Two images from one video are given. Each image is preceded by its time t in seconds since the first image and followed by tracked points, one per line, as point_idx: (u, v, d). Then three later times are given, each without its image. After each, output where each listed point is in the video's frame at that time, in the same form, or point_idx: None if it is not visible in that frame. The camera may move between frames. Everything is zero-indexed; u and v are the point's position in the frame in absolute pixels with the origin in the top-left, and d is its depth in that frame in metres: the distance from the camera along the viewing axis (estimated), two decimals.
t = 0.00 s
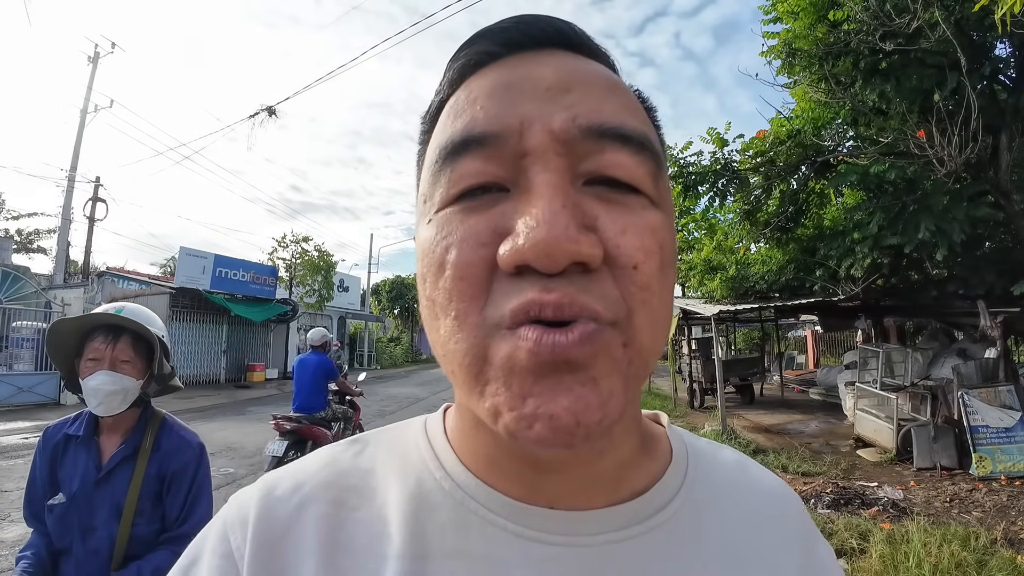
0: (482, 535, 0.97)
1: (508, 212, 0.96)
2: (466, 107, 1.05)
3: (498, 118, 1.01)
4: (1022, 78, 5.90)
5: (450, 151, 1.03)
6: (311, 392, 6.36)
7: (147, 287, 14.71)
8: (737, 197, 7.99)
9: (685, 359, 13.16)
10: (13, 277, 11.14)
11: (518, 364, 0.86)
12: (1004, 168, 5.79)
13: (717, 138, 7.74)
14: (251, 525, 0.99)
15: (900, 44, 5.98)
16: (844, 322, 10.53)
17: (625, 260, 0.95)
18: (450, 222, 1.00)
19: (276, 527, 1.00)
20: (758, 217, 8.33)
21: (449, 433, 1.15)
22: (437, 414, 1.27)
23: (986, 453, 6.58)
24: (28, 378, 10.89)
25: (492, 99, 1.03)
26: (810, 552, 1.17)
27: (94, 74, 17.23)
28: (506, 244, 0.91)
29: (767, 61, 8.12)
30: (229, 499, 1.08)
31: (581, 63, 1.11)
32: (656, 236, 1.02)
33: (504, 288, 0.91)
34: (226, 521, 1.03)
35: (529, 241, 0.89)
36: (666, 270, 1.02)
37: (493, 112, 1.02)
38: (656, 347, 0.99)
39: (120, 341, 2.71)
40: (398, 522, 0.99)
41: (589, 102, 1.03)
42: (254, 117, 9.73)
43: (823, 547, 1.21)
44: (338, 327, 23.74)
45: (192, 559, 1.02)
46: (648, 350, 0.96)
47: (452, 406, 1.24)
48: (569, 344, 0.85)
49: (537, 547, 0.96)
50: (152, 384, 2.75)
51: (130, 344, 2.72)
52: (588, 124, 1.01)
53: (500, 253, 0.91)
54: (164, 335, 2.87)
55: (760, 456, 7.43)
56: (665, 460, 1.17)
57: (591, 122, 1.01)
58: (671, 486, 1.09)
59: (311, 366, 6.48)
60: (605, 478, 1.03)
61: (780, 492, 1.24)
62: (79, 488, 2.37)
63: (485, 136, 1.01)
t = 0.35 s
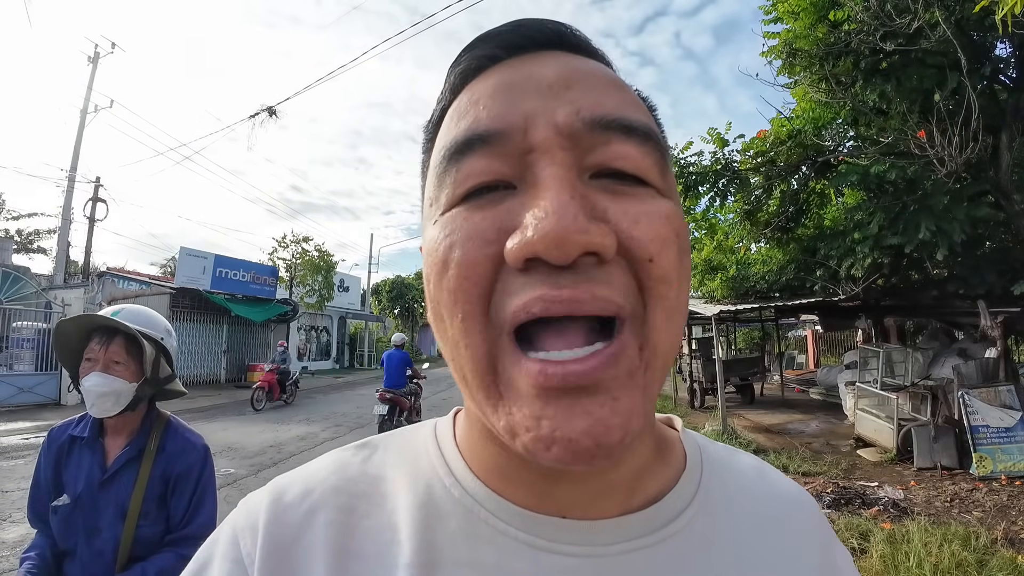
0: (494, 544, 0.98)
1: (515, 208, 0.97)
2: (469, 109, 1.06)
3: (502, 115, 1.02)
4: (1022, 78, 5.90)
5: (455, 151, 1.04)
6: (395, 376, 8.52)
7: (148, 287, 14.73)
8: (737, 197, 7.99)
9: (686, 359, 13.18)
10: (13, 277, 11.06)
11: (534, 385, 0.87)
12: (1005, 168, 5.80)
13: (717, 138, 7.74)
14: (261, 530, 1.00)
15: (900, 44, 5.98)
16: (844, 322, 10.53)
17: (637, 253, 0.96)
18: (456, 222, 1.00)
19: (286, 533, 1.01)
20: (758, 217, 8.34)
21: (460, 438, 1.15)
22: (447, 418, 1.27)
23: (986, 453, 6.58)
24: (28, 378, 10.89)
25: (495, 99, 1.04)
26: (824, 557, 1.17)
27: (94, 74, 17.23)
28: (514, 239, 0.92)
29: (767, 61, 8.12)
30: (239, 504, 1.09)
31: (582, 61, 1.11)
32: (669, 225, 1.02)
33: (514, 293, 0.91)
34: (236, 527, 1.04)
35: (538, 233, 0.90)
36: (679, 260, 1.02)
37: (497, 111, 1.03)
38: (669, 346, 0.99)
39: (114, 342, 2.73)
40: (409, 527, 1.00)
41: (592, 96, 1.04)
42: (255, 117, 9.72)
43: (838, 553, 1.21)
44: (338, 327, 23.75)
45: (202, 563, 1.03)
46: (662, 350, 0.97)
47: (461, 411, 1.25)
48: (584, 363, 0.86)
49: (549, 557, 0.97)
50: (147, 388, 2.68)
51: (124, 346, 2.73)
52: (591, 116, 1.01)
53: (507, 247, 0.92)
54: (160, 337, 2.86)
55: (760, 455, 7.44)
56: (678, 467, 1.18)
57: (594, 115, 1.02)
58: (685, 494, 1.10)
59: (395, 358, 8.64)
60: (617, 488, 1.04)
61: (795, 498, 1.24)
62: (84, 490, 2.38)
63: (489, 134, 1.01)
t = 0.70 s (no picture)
0: (492, 545, 0.98)
1: (513, 210, 0.97)
2: (468, 110, 1.06)
3: (502, 116, 1.02)
4: (1021, 78, 5.91)
5: (454, 153, 1.04)
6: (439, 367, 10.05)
7: (148, 286, 14.73)
8: (737, 197, 7.98)
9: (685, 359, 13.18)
10: (13, 277, 11.17)
11: (526, 369, 0.87)
12: (1004, 168, 5.81)
13: (717, 138, 7.73)
14: (259, 532, 1.00)
15: (900, 44, 5.98)
16: (844, 322, 10.54)
17: (639, 253, 0.96)
18: (454, 223, 1.00)
19: (284, 535, 1.01)
20: (758, 217, 8.35)
21: (458, 439, 1.15)
22: (446, 419, 1.27)
23: (986, 453, 6.58)
24: (28, 378, 10.89)
25: (495, 99, 1.04)
26: (825, 561, 1.17)
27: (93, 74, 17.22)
28: (512, 239, 0.92)
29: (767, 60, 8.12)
30: (236, 506, 1.08)
31: (583, 62, 1.11)
32: (670, 225, 1.02)
33: (511, 293, 0.91)
34: (234, 528, 1.04)
35: (535, 235, 0.89)
36: (681, 261, 1.02)
37: (497, 111, 1.02)
38: (670, 347, 0.99)
39: (108, 343, 2.72)
40: (407, 528, 1.00)
41: (592, 97, 1.04)
42: (254, 117, 9.72)
43: (839, 558, 1.21)
44: (337, 327, 23.74)
45: (200, 565, 1.02)
46: (662, 351, 0.97)
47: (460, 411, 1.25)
48: (578, 351, 0.86)
49: (547, 557, 0.97)
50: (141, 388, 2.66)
51: (118, 346, 2.72)
52: (593, 118, 1.01)
53: (504, 248, 0.92)
54: (154, 337, 2.82)
55: (759, 455, 7.44)
56: (677, 469, 1.18)
57: (595, 117, 1.01)
58: (685, 496, 1.10)
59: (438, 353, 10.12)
60: (614, 488, 1.04)
61: (796, 502, 1.24)
62: (85, 489, 2.37)
63: (489, 136, 1.01)
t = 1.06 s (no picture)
0: (490, 546, 0.97)
1: (517, 207, 0.96)
2: (474, 104, 1.05)
3: (508, 112, 1.01)
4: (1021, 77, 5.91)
5: (459, 149, 1.03)
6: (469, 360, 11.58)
7: (146, 286, 14.71)
8: (737, 196, 7.96)
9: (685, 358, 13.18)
10: (12, 277, 11.78)
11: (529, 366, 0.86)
12: (1004, 167, 5.81)
13: (716, 137, 7.73)
14: (256, 530, 0.99)
15: (899, 43, 5.97)
16: (844, 321, 10.54)
17: (644, 253, 0.95)
18: (456, 220, 0.99)
19: (281, 532, 1.00)
20: (758, 216, 8.35)
21: (458, 439, 1.15)
22: (446, 417, 1.27)
23: (986, 452, 6.58)
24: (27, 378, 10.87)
25: (501, 94, 1.03)
26: (828, 567, 1.16)
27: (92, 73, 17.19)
28: (516, 237, 0.91)
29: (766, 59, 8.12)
30: (233, 504, 1.07)
31: (591, 58, 1.10)
32: (676, 225, 1.01)
33: (514, 291, 0.90)
34: (231, 526, 1.03)
35: (540, 233, 0.88)
36: (686, 261, 1.02)
37: (502, 107, 1.01)
38: (673, 348, 0.98)
39: (102, 343, 2.72)
40: (406, 528, 0.99)
41: (600, 94, 1.03)
42: (252, 116, 9.70)
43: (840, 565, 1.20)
44: (336, 326, 23.72)
45: (196, 563, 1.01)
46: (666, 352, 0.96)
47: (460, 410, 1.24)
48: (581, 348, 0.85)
49: (544, 558, 0.96)
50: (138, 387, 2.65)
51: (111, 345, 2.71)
52: (600, 115, 1.00)
53: (508, 246, 0.91)
54: (150, 335, 2.80)
55: (759, 454, 7.44)
56: (679, 471, 1.17)
57: (602, 114, 1.01)
58: (686, 499, 1.09)
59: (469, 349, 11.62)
60: (615, 490, 1.03)
61: (798, 507, 1.23)
62: (84, 490, 2.36)
63: (494, 131, 1.00)
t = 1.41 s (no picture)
0: (491, 545, 0.96)
1: (511, 207, 0.95)
2: (460, 101, 1.04)
3: (496, 108, 1.00)
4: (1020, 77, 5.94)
5: (447, 148, 1.02)
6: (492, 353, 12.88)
7: (145, 286, 14.67)
8: (737, 195, 7.93)
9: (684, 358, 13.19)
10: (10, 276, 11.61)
11: (530, 376, 0.85)
12: (1003, 166, 5.86)
13: (715, 136, 7.71)
14: (258, 528, 0.98)
15: (899, 42, 5.95)
16: (842, 320, 10.55)
17: (648, 249, 0.94)
18: (448, 222, 0.99)
19: (282, 528, 0.99)
20: (757, 216, 8.35)
21: (458, 435, 1.14)
22: (446, 413, 1.26)
23: (985, 451, 6.58)
24: (25, 378, 10.84)
25: (487, 90, 1.02)
26: (833, 562, 1.16)
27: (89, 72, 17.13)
28: (512, 241, 0.90)
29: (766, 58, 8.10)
30: (234, 500, 1.07)
31: (578, 48, 1.09)
32: (678, 216, 1.01)
33: (511, 298, 0.90)
34: (232, 522, 1.02)
35: (537, 237, 0.88)
36: (691, 252, 1.01)
37: (489, 103, 1.00)
38: (681, 345, 0.98)
39: (100, 341, 2.70)
40: (406, 527, 0.99)
41: (591, 85, 1.02)
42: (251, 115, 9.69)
43: (846, 559, 1.20)
44: (335, 326, 23.70)
45: (198, 558, 1.01)
46: (674, 347, 0.96)
47: (460, 406, 1.23)
48: (584, 354, 0.85)
49: (545, 558, 0.95)
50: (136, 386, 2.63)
51: (108, 343, 2.69)
52: (592, 107, 0.99)
53: (504, 250, 0.90)
54: (148, 334, 2.78)
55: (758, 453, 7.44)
56: (681, 467, 1.17)
57: (594, 106, 0.99)
58: (690, 495, 1.08)
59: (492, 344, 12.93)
60: (617, 489, 1.03)
61: (803, 501, 1.22)
62: (82, 490, 2.35)
63: (482, 130, 0.99)
